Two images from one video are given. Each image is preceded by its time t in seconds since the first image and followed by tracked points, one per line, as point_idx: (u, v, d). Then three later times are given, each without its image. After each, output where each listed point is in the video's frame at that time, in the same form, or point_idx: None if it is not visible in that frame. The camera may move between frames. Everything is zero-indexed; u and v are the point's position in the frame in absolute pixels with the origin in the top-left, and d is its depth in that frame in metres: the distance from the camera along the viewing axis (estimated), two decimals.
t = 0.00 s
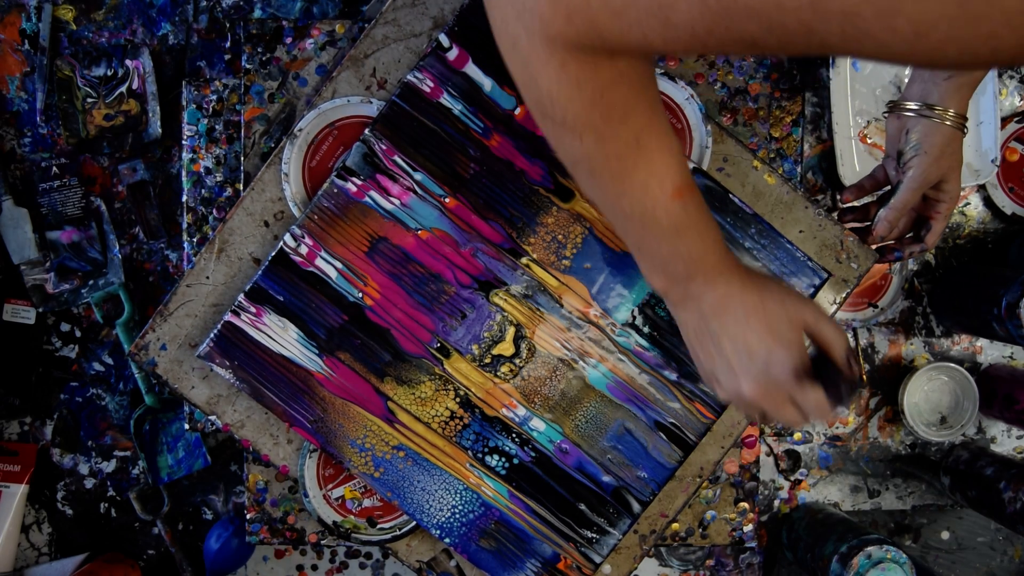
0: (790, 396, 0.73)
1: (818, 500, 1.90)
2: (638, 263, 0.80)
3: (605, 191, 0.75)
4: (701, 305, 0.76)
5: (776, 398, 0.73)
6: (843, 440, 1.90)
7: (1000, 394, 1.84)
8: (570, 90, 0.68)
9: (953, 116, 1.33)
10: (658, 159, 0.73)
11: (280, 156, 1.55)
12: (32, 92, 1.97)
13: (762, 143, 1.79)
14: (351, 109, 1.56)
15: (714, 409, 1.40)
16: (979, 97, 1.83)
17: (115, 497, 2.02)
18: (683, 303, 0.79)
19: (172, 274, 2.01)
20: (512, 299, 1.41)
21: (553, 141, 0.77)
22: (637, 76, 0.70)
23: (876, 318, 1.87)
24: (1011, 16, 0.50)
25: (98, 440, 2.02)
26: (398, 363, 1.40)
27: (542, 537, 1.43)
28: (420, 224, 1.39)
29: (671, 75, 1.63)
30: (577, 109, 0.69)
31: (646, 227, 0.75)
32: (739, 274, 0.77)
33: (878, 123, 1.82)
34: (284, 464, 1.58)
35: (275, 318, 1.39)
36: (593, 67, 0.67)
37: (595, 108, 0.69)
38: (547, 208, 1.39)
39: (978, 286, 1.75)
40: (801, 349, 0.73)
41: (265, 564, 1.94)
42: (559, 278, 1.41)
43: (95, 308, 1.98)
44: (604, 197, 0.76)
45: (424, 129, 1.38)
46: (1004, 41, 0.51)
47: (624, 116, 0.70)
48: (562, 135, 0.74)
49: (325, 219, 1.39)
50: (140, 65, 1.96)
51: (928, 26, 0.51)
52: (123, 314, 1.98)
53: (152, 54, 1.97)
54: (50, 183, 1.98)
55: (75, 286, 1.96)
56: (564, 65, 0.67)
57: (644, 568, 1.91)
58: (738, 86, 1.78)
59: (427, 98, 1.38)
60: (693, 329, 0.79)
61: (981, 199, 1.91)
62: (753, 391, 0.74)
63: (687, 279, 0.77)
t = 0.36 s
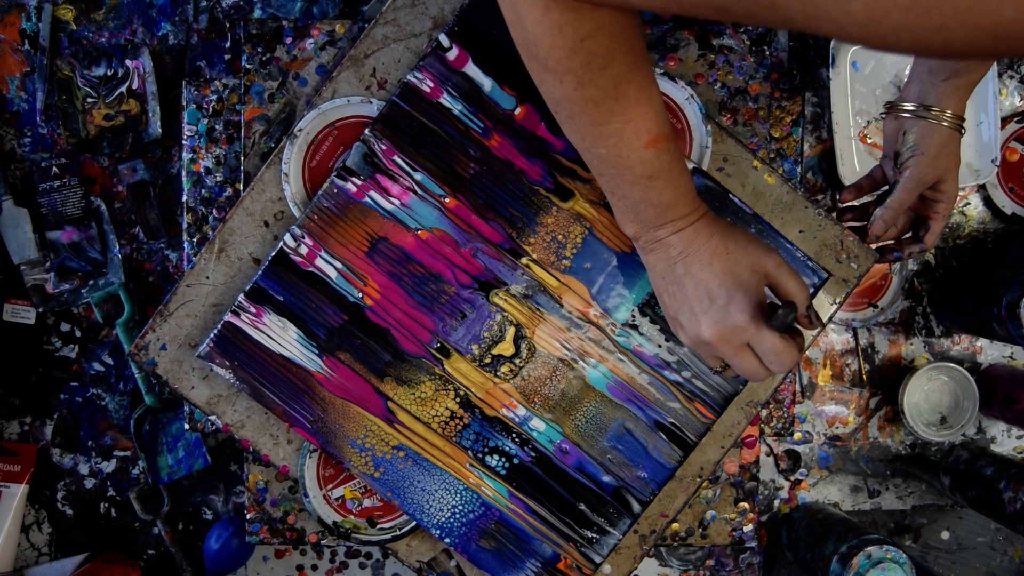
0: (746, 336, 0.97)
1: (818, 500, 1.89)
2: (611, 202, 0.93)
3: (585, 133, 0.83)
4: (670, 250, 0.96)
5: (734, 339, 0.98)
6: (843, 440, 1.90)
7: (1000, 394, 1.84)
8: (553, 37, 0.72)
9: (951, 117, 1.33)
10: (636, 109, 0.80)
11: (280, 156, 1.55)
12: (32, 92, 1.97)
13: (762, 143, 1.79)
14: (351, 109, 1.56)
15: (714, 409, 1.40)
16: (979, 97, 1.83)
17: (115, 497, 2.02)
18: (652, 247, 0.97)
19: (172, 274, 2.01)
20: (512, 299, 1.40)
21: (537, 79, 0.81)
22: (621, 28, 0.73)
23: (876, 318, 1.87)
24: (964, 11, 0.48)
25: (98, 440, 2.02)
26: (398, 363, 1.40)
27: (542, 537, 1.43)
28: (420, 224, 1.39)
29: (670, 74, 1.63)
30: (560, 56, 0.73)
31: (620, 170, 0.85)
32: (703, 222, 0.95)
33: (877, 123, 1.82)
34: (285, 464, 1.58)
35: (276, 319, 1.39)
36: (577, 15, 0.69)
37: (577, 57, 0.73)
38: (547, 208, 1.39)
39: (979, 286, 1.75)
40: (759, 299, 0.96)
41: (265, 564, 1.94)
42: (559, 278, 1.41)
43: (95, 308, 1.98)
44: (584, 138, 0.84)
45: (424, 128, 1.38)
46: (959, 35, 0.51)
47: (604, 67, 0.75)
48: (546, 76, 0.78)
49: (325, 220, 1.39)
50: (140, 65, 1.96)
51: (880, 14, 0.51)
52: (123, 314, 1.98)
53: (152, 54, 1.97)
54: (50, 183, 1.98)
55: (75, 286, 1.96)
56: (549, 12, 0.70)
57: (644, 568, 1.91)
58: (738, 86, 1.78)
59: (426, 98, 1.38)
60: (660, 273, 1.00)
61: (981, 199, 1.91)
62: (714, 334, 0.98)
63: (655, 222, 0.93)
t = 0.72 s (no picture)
0: (744, 363, 0.85)
1: (818, 500, 1.89)
2: (611, 220, 0.87)
3: (584, 150, 0.81)
4: (670, 271, 0.86)
5: (731, 366, 0.86)
6: (843, 440, 1.90)
7: (1000, 394, 1.84)
8: (552, 48, 0.73)
9: (953, 116, 1.33)
10: (635, 120, 0.78)
11: (278, 157, 1.55)
12: (32, 92, 1.97)
13: (762, 144, 1.79)
14: (350, 110, 1.56)
15: (714, 408, 1.40)
16: (979, 98, 1.83)
17: (115, 497, 2.02)
18: (653, 268, 0.88)
19: (171, 274, 2.01)
20: (512, 299, 1.40)
21: (538, 97, 0.81)
22: (620, 40, 0.75)
23: (876, 318, 1.87)
24: (970, 18, 0.54)
25: (98, 440, 2.02)
26: (398, 364, 1.40)
27: (544, 537, 1.43)
28: (420, 224, 1.39)
29: (668, 73, 1.63)
30: (559, 67, 0.75)
31: (619, 188, 0.81)
32: (708, 241, 0.86)
33: (878, 123, 1.81)
34: (286, 465, 1.58)
35: (276, 320, 1.39)
36: (577, 26, 0.72)
37: (576, 68, 0.74)
38: (547, 207, 1.39)
39: (979, 286, 1.75)
40: (760, 323, 0.85)
41: (265, 564, 1.94)
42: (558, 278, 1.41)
43: (96, 308, 1.98)
44: (582, 154, 0.81)
45: (423, 129, 1.38)
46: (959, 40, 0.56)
47: (604, 78, 0.75)
48: (544, 91, 0.79)
49: (325, 221, 1.39)
50: (140, 65, 1.96)
51: (888, 20, 0.56)
52: (123, 314, 1.98)
53: (152, 54, 1.97)
54: (50, 183, 1.98)
55: (75, 286, 1.96)
56: (548, 22, 0.72)
57: (644, 568, 1.91)
58: (738, 86, 1.78)
59: (426, 98, 1.38)
60: (660, 293, 0.89)
61: (981, 199, 1.91)
62: (711, 359, 0.86)
63: (656, 241, 0.85)
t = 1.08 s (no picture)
0: (739, 419, 0.85)
1: (818, 500, 1.89)
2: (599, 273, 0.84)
3: (576, 203, 0.77)
4: (659, 326, 0.84)
5: (726, 421, 0.85)
6: (843, 440, 1.90)
7: (1000, 394, 1.84)
8: (550, 97, 0.70)
9: (955, 117, 1.34)
10: (628, 174, 0.76)
11: (278, 158, 1.55)
12: (32, 92, 1.97)
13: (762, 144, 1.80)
14: (349, 110, 1.57)
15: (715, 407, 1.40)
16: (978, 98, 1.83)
17: (115, 497, 2.02)
18: (641, 321, 0.86)
19: (172, 274, 2.01)
20: (512, 299, 1.40)
21: (527, 151, 0.78)
22: (616, 86, 0.72)
23: (876, 318, 1.87)
24: (1002, 45, 0.49)
25: (98, 440, 2.02)
26: (398, 364, 1.40)
27: (545, 537, 1.43)
28: (420, 225, 1.39)
29: (669, 73, 1.64)
30: (556, 119, 0.71)
31: (611, 241, 0.79)
32: (697, 296, 0.84)
33: (878, 123, 1.81)
34: (286, 466, 1.58)
35: (276, 321, 1.39)
36: (576, 75, 0.69)
37: (574, 119, 0.71)
38: (547, 207, 1.39)
39: (979, 286, 1.75)
40: (755, 379, 0.84)
41: (265, 564, 1.94)
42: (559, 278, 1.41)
43: (95, 308, 1.98)
44: (574, 208, 0.78)
45: (423, 129, 1.38)
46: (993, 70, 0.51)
47: (601, 129, 0.72)
48: (535, 143, 0.75)
49: (325, 221, 1.39)
50: (140, 66, 1.96)
51: (915, 51, 0.52)
52: (123, 314, 1.98)
53: (152, 54, 1.97)
54: (50, 183, 1.98)
55: (75, 286, 1.96)
56: (547, 71, 0.68)
57: (644, 569, 1.91)
58: (738, 86, 1.79)
59: (425, 98, 1.38)
60: (648, 347, 0.87)
61: (981, 199, 1.91)
62: (706, 415, 0.84)
63: (646, 296, 0.82)
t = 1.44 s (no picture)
0: (738, 393, 0.90)
1: (818, 500, 1.90)
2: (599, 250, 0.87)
3: (577, 181, 0.79)
4: (658, 302, 0.89)
5: (726, 395, 0.91)
6: (843, 440, 1.90)
7: (1000, 394, 1.84)
8: (551, 78, 0.70)
9: (957, 116, 1.34)
10: (628, 154, 0.77)
11: (278, 158, 1.55)
12: (32, 92, 1.97)
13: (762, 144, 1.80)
14: (349, 110, 1.57)
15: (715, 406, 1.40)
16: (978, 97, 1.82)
17: (115, 497, 2.02)
18: (640, 298, 0.90)
19: (172, 274, 2.01)
20: (512, 299, 1.41)
21: (528, 129, 0.79)
22: (617, 66, 0.72)
23: (876, 318, 1.87)
24: (996, 49, 0.49)
25: (98, 440, 2.02)
26: (399, 364, 1.40)
27: (545, 536, 1.43)
28: (419, 225, 1.39)
29: (668, 72, 1.64)
30: (558, 99, 0.72)
31: (611, 219, 0.81)
32: (695, 273, 0.89)
33: (878, 123, 1.81)
34: (286, 467, 1.58)
35: (276, 321, 1.39)
36: (576, 57, 0.69)
37: (575, 100, 0.72)
38: (546, 207, 1.39)
39: (979, 286, 1.75)
40: (752, 352, 0.90)
41: (265, 564, 1.94)
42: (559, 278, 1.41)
43: (95, 308, 1.98)
44: (574, 186, 0.80)
45: (423, 129, 1.38)
46: (987, 73, 0.50)
47: (602, 109, 0.73)
48: (537, 122, 0.76)
49: (325, 221, 1.39)
50: (140, 65, 1.96)
51: (910, 51, 0.51)
52: (123, 314, 1.98)
53: (152, 54, 1.97)
54: (50, 183, 1.98)
55: (75, 286, 1.96)
56: (548, 53, 0.68)
57: (644, 569, 1.91)
58: (738, 86, 1.79)
59: (425, 98, 1.38)
60: (647, 324, 0.92)
61: (981, 199, 1.91)
62: (706, 390, 0.90)
63: (645, 273, 0.86)
